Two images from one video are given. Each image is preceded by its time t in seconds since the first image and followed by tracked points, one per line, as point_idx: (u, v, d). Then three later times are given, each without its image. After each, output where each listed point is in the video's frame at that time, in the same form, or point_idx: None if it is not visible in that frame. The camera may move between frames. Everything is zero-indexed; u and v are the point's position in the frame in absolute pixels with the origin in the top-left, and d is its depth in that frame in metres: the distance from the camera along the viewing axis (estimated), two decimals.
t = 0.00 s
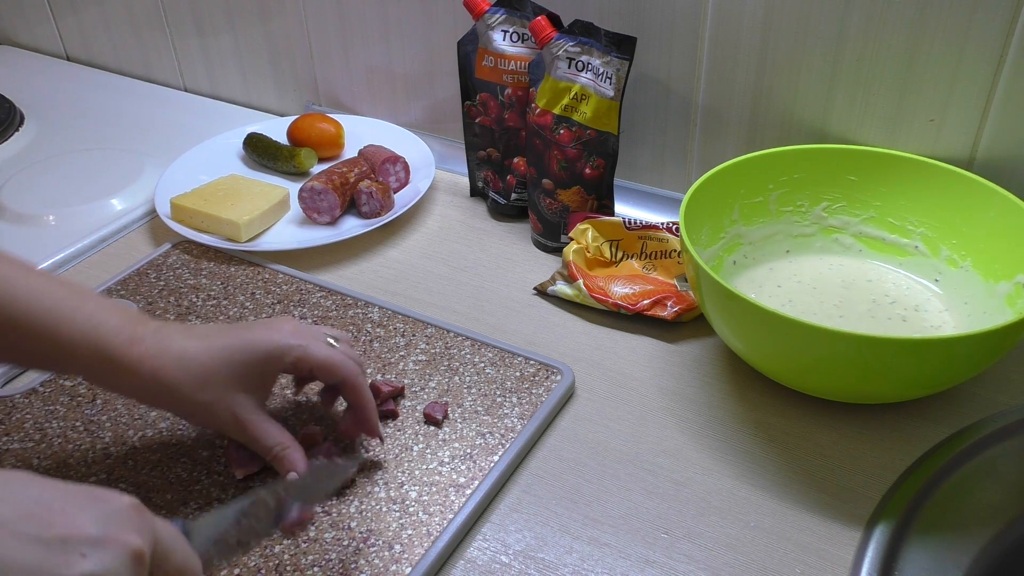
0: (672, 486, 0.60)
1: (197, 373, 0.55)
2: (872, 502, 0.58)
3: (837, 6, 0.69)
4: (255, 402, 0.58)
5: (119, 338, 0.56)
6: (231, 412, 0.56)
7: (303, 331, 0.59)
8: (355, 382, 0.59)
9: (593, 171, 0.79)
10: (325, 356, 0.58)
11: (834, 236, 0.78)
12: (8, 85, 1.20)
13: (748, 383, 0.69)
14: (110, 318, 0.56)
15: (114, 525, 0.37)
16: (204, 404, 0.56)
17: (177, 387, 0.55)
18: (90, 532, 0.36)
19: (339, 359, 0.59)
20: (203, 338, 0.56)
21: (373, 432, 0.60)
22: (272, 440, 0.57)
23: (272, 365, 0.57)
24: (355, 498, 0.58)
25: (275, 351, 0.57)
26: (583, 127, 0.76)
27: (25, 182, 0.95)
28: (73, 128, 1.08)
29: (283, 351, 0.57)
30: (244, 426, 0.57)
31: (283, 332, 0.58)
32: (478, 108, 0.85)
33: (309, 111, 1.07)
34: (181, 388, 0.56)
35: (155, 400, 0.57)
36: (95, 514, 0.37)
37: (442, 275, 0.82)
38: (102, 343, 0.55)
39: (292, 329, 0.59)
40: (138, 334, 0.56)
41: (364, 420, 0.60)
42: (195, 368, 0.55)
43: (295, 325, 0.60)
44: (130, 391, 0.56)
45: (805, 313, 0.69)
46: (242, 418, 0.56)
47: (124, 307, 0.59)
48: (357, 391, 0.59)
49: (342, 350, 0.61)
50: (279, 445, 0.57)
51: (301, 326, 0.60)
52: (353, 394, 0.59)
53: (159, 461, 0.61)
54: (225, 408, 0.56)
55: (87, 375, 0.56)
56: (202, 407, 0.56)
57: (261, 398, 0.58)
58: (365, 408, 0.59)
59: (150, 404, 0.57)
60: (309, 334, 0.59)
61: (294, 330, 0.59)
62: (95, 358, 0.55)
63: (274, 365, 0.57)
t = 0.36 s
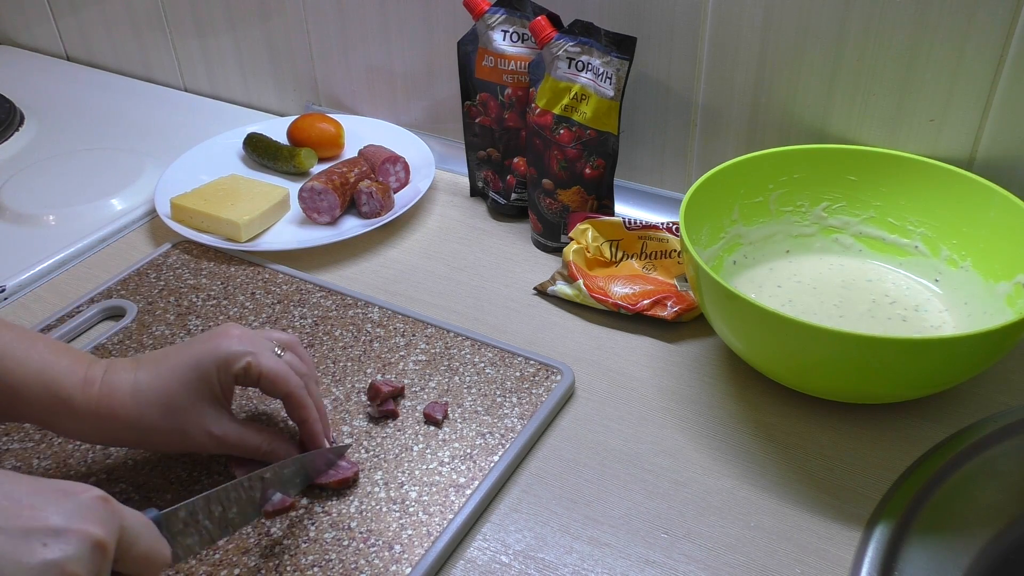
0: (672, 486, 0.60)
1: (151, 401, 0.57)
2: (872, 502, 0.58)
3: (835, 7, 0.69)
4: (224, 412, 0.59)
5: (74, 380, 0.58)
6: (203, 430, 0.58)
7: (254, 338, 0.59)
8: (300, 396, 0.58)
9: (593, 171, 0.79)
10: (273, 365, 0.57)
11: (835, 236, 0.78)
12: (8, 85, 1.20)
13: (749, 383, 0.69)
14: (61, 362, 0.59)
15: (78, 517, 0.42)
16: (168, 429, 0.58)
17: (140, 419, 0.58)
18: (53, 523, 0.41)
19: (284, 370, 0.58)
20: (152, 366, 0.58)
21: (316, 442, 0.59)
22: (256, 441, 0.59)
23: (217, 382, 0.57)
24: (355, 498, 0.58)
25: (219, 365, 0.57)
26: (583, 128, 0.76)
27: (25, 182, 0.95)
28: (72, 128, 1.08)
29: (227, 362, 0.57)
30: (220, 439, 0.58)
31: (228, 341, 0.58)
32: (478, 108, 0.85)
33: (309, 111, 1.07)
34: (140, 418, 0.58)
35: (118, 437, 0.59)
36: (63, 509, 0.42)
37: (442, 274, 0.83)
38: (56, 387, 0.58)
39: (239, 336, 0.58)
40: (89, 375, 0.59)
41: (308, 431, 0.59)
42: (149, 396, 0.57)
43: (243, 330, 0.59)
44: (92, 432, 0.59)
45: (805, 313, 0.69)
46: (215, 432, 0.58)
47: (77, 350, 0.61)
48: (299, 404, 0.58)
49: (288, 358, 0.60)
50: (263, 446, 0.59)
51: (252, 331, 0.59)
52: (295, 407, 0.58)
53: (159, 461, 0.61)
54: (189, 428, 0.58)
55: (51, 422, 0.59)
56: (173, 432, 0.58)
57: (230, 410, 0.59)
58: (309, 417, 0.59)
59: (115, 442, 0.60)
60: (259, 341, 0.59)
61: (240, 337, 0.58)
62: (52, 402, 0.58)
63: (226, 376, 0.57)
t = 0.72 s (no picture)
0: (673, 486, 0.60)
1: (148, 399, 0.58)
2: (872, 502, 0.58)
3: (836, 6, 0.69)
4: (222, 410, 0.59)
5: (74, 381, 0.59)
6: (199, 427, 0.58)
7: (250, 335, 0.60)
8: (302, 383, 0.59)
9: (593, 171, 0.79)
10: (272, 358, 0.59)
11: (834, 236, 0.78)
12: (8, 85, 1.20)
13: (749, 383, 0.69)
14: (61, 362, 0.59)
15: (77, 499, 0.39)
16: (165, 427, 0.58)
17: (137, 418, 0.58)
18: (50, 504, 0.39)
19: (286, 361, 0.59)
20: (149, 365, 0.59)
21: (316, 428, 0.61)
22: (252, 440, 0.59)
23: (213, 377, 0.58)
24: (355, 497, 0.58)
25: (217, 359, 0.58)
26: (582, 127, 0.76)
27: (25, 183, 0.95)
28: (73, 128, 1.08)
29: (226, 357, 0.58)
30: (217, 437, 0.58)
31: (225, 338, 0.58)
32: (478, 108, 0.85)
33: (309, 111, 1.07)
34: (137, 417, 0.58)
35: (117, 438, 0.59)
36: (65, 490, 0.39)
37: (442, 274, 0.82)
38: (57, 387, 0.58)
39: (236, 331, 0.59)
40: (89, 374, 0.59)
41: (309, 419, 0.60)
42: (146, 394, 0.58)
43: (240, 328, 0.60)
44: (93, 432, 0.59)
45: (805, 313, 0.69)
46: (211, 430, 0.58)
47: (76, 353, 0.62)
48: (301, 390, 0.59)
49: (287, 350, 0.61)
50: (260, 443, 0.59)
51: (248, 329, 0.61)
52: (298, 396, 0.60)
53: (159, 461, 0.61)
54: (186, 427, 0.58)
55: (51, 422, 0.59)
56: (170, 431, 0.58)
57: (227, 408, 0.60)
58: (311, 406, 0.60)
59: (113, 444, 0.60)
60: (256, 338, 0.60)
61: (238, 333, 0.59)
62: (52, 402, 0.58)
63: (225, 371, 0.58)
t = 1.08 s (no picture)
0: (673, 486, 0.60)
1: (156, 396, 0.58)
2: (872, 502, 0.58)
3: (836, 7, 0.69)
4: (229, 408, 0.59)
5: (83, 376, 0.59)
6: (207, 425, 0.58)
7: (256, 334, 0.59)
8: (300, 390, 0.58)
9: (593, 171, 0.79)
10: (274, 362, 0.57)
11: (834, 236, 0.78)
12: (8, 85, 1.20)
13: (749, 383, 0.69)
14: (70, 356, 0.59)
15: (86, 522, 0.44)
16: (174, 424, 0.58)
17: (147, 414, 0.58)
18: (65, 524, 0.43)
19: (288, 365, 0.58)
20: (158, 362, 0.59)
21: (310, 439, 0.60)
22: (258, 437, 0.60)
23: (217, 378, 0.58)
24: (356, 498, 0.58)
25: (221, 359, 0.57)
26: (582, 127, 0.76)
27: (24, 182, 0.95)
28: (73, 128, 1.08)
29: (230, 357, 0.57)
30: (224, 435, 0.59)
31: (230, 338, 0.58)
32: (478, 108, 0.85)
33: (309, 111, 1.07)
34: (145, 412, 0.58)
35: (127, 431, 0.59)
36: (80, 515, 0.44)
37: (442, 275, 0.82)
38: (65, 380, 0.58)
39: (241, 332, 0.58)
40: (98, 370, 0.59)
41: (303, 429, 0.59)
42: (154, 391, 0.58)
43: (247, 326, 0.59)
44: (102, 424, 0.60)
45: (805, 313, 0.69)
46: (218, 429, 0.59)
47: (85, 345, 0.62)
48: (298, 399, 0.58)
49: (292, 354, 0.60)
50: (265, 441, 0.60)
51: (253, 327, 0.60)
52: (295, 404, 0.58)
53: (159, 461, 0.61)
54: (192, 422, 0.58)
55: (59, 414, 0.59)
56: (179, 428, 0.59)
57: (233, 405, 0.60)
58: (307, 414, 0.59)
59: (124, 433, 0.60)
60: (262, 338, 0.59)
61: (242, 334, 0.58)
62: (62, 396, 0.58)
63: (228, 374, 0.58)
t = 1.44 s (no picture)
0: (673, 486, 0.60)
1: (182, 308, 0.52)
2: (871, 501, 0.58)
3: (836, 6, 0.69)
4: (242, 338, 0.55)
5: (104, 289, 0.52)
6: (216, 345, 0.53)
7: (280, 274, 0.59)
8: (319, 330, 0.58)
9: (593, 171, 0.79)
10: (296, 297, 0.58)
11: (834, 236, 0.78)
12: (8, 85, 1.20)
13: (748, 383, 0.69)
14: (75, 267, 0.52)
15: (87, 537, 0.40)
16: (181, 336, 0.52)
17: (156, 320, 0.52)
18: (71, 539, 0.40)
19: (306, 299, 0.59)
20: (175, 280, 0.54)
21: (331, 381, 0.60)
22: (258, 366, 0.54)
23: (249, 299, 0.56)
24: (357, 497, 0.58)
25: (250, 288, 0.56)
26: (583, 127, 0.76)
27: (24, 182, 0.95)
28: (73, 128, 1.08)
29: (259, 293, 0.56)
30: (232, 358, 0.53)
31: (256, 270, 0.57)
32: (479, 108, 0.85)
33: (309, 111, 1.07)
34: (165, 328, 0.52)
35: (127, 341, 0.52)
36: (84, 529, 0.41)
37: (442, 274, 0.82)
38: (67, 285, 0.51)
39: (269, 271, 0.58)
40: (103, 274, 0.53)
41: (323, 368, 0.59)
42: (181, 302, 0.52)
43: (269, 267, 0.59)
44: (112, 338, 0.53)
45: (805, 313, 0.69)
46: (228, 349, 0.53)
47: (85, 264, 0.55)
48: (316, 333, 0.58)
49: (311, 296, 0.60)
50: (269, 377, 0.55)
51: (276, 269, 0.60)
52: (311, 336, 0.58)
53: (159, 461, 0.61)
54: (202, 340, 0.52)
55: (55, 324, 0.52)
56: (185, 342, 0.52)
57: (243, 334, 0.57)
58: (324, 350, 0.59)
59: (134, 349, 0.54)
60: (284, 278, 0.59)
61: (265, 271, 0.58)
62: (53, 297, 0.51)
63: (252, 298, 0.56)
